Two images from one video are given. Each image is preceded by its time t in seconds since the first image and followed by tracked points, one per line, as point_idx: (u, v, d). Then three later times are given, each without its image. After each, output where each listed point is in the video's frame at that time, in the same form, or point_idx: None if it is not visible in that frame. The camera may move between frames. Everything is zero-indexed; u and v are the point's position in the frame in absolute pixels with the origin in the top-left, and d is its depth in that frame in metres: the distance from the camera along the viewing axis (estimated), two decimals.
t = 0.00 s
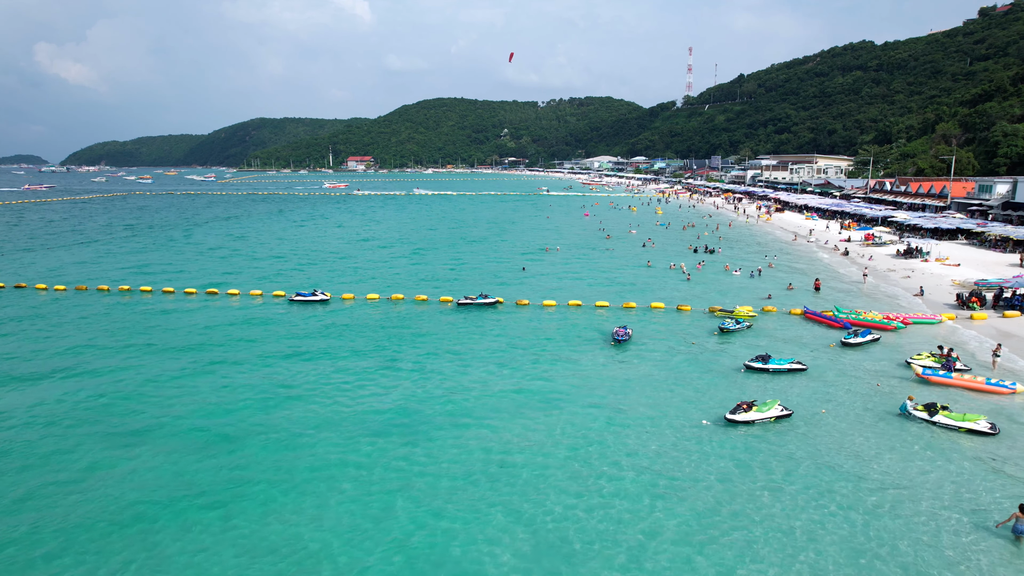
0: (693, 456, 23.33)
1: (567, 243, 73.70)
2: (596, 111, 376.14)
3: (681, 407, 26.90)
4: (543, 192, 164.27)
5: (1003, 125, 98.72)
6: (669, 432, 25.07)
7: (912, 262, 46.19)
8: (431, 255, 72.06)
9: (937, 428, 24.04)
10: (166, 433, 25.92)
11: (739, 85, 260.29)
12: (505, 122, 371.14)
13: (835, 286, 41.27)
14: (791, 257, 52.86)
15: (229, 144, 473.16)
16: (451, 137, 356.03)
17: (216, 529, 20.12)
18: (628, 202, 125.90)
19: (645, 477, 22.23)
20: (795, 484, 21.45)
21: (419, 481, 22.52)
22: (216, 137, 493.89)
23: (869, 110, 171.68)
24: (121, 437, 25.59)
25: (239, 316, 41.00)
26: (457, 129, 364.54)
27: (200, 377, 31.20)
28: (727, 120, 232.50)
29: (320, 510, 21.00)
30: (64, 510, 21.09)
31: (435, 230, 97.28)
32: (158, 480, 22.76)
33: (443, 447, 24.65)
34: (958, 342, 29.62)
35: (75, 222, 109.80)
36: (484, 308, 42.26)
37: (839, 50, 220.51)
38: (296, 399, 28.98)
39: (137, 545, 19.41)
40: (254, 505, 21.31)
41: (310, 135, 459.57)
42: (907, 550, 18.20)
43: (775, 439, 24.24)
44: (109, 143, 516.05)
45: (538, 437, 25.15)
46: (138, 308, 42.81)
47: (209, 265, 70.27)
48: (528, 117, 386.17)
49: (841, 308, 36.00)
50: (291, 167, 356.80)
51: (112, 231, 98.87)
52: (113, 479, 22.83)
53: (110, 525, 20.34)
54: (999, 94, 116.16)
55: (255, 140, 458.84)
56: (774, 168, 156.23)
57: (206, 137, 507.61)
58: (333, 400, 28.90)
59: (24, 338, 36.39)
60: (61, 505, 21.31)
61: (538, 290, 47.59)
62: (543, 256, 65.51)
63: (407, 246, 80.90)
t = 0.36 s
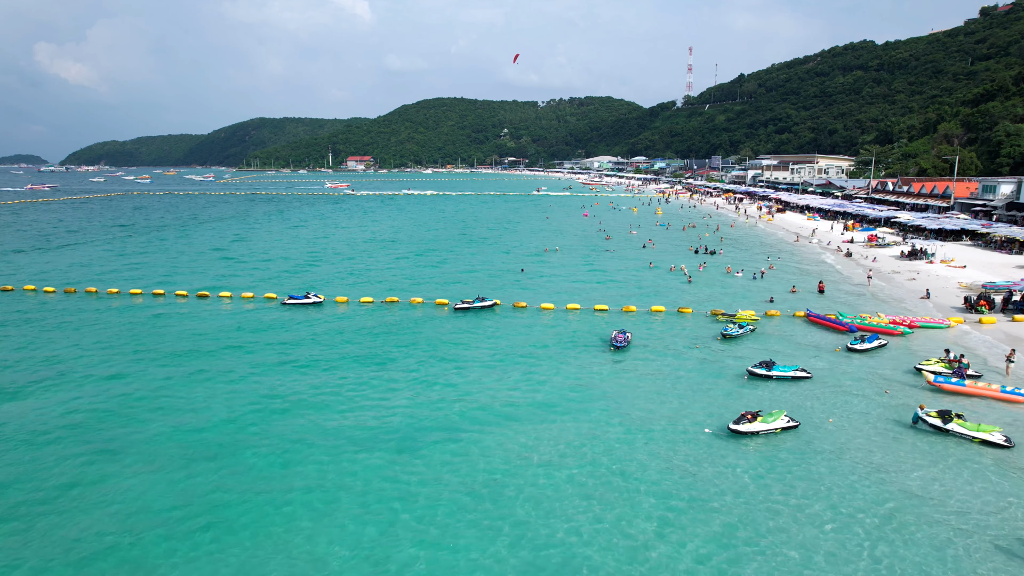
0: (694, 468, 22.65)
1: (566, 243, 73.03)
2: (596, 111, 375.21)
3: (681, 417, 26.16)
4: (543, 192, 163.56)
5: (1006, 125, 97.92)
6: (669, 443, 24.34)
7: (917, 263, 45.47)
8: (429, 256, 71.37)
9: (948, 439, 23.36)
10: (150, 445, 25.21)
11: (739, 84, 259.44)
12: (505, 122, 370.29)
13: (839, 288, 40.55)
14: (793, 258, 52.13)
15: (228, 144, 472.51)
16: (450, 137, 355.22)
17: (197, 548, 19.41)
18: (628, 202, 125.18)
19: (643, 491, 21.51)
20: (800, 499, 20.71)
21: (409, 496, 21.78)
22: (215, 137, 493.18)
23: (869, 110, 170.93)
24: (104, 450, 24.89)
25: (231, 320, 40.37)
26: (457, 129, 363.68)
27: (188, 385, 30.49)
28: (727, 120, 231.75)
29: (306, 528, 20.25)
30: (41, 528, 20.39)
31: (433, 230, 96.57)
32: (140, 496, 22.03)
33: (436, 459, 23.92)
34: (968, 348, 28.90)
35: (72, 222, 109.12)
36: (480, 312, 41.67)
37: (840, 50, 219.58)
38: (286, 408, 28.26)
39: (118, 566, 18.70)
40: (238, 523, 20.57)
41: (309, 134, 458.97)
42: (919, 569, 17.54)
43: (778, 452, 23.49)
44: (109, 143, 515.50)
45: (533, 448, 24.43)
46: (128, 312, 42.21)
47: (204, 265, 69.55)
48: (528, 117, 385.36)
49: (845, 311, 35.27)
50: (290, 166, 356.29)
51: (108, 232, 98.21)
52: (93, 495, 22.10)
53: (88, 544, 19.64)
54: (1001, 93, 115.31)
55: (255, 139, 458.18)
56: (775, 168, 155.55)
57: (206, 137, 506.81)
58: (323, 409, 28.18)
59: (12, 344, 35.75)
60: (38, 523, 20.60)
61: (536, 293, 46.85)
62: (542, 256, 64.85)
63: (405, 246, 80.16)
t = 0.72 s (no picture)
0: (696, 482, 21.93)
1: (565, 245, 72.26)
2: (596, 111, 374.21)
3: (681, 428, 25.36)
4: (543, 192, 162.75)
5: (1009, 125, 97.01)
6: (669, 456, 23.53)
7: (922, 265, 44.68)
8: (425, 257, 70.56)
9: (963, 453, 22.57)
10: (131, 459, 24.46)
11: (739, 85, 258.48)
12: (504, 122, 369.39)
13: (843, 291, 39.79)
14: (796, 259, 51.38)
15: (228, 144, 471.90)
16: (450, 136, 354.37)
17: (177, 569, 18.68)
18: (627, 202, 124.41)
19: (642, 509, 20.69)
20: (806, 518, 19.89)
21: (400, 513, 21.02)
22: (215, 137, 492.33)
23: (870, 110, 169.95)
24: (84, 464, 24.14)
25: (221, 325, 39.66)
26: (457, 129, 362.76)
27: (174, 395, 29.76)
28: (728, 120, 230.83)
29: (290, 549, 19.43)
30: (14, 548, 19.64)
31: (431, 231, 95.76)
32: (118, 513, 21.27)
33: (427, 475, 23.09)
34: (979, 355, 28.17)
35: (67, 223, 108.35)
36: (476, 315, 40.94)
37: (841, 49, 218.54)
38: (273, 419, 27.49)
39: None
40: (219, 543, 19.79)
41: (309, 134, 458.28)
42: None
43: (784, 466, 22.64)
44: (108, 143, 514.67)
45: (528, 462, 23.61)
46: (117, 316, 41.53)
47: (199, 266, 68.79)
48: (528, 117, 384.42)
49: (850, 315, 34.54)
50: (290, 166, 355.60)
51: (104, 232, 97.44)
52: (69, 513, 21.33)
53: (66, 564, 18.94)
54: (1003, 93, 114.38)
55: (255, 139, 457.47)
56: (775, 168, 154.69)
57: (205, 137, 506.03)
58: (313, 420, 27.38)
59: None
60: (15, 542, 19.90)
61: (533, 296, 46.06)
62: (541, 258, 64.09)
63: (402, 247, 79.32)
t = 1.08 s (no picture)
0: (701, 496, 21.13)
1: (564, 246, 71.58)
2: (596, 111, 373.39)
3: (683, 439, 24.57)
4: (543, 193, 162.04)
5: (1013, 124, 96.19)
6: (670, 469, 22.72)
7: (927, 267, 43.97)
8: (423, 258, 69.86)
9: (979, 469, 21.72)
10: (114, 472, 23.71)
11: (739, 85, 257.71)
12: (504, 122, 368.59)
13: (847, 294, 39.09)
14: (798, 261, 50.64)
15: (228, 144, 471.24)
16: (449, 136, 353.62)
17: None
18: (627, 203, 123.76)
19: (644, 525, 19.89)
20: (814, 536, 19.01)
21: (393, 529, 20.26)
22: (215, 137, 491.89)
23: (872, 110, 169.12)
24: (67, 477, 23.45)
25: (213, 330, 39.13)
26: (457, 129, 362.05)
27: (161, 403, 29.04)
28: (728, 120, 230.06)
29: (273, 570, 18.61)
30: None
31: (430, 231, 95.05)
32: (102, 529, 20.56)
33: (420, 489, 22.28)
34: (990, 363, 27.52)
35: (64, 223, 107.68)
36: (473, 319, 40.28)
37: (842, 49, 217.67)
38: (263, 429, 26.73)
39: None
40: (205, 561, 19.05)
41: (309, 134, 457.65)
42: None
43: (790, 481, 21.78)
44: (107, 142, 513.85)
45: (523, 476, 22.79)
46: (108, 321, 40.89)
47: (194, 267, 68.10)
48: (528, 117, 383.62)
49: (856, 319, 33.88)
50: (289, 166, 354.95)
51: (100, 232, 96.70)
52: (46, 529, 20.59)
53: None
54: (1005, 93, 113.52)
55: (254, 139, 456.77)
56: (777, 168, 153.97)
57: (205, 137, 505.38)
58: (303, 430, 26.59)
59: None
60: None
61: (531, 298, 45.38)
62: (540, 259, 63.40)
63: (401, 248, 78.62)
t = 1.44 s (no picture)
0: (706, 514, 20.28)
1: (564, 247, 70.82)
2: (596, 111, 372.48)
3: (684, 453, 23.77)
4: (542, 193, 161.21)
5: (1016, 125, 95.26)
6: (673, 484, 21.90)
7: (934, 269, 43.14)
8: (421, 259, 69.11)
9: (998, 486, 20.78)
10: (94, 487, 22.98)
11: (739, 85, 256.76)
12: (504, 122, 367.71)
13: (852, 298, 38.31)
14: (802, 263, 49.85)
15: (227, 144, 470.50)
16: (449, 136, 352.74)
17: None
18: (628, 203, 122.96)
19: (648, 545, 19.03)
20: (822, 559, 18.13)
21: (385, 551, 19.42)
22: (215, 137, 491.53)
23: (873, 109, 168.22)
24: (49, 492, 22.69)
25: (204, 335, 38.62)
26: (457, 129, 361.26)
27: (148, 413, 28.37)
28: (729, 120, 229.18)
29: None
30: None
31: (428, 232, 94.20)
32: (82, 550, 19.77)
33: (413, 507, 21.42)
34: (1002, 372, 26.78)
35: (60, 223, 106.86)
36: (470, 323, 39.66)
37: (843, 49, 216.69)
38: (250, 442, 25.94)
39: None
40: None
41: (308, 134, 457.02)
42: None
43: (799, 498, 20.90)
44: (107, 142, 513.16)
45: (518, 493, 21.96)
46: (99, 326, 40.28)
47: (189, 267, 67.30)
48: (528, 117, 382.70)
49: (862, 324, 33.14)
50: (289, 166, 354.31)
51: (96, 232, 95.88)
52: (19, 549, 19.83)
53: None
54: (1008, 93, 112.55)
55: (254, 139, 455.87)
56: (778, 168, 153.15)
57: (205, 137, 504.51)
58: (291, 443, 25.79)
59: None
60: None
61: (529, 301, 44.63)
62: (540, 260, 62.59)
63: (398, 249, 77.79)
